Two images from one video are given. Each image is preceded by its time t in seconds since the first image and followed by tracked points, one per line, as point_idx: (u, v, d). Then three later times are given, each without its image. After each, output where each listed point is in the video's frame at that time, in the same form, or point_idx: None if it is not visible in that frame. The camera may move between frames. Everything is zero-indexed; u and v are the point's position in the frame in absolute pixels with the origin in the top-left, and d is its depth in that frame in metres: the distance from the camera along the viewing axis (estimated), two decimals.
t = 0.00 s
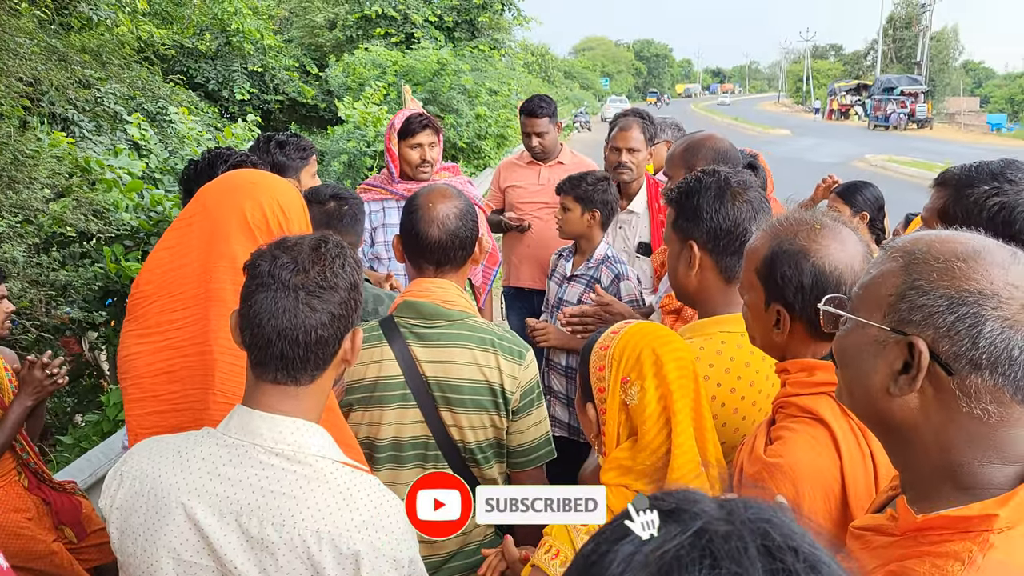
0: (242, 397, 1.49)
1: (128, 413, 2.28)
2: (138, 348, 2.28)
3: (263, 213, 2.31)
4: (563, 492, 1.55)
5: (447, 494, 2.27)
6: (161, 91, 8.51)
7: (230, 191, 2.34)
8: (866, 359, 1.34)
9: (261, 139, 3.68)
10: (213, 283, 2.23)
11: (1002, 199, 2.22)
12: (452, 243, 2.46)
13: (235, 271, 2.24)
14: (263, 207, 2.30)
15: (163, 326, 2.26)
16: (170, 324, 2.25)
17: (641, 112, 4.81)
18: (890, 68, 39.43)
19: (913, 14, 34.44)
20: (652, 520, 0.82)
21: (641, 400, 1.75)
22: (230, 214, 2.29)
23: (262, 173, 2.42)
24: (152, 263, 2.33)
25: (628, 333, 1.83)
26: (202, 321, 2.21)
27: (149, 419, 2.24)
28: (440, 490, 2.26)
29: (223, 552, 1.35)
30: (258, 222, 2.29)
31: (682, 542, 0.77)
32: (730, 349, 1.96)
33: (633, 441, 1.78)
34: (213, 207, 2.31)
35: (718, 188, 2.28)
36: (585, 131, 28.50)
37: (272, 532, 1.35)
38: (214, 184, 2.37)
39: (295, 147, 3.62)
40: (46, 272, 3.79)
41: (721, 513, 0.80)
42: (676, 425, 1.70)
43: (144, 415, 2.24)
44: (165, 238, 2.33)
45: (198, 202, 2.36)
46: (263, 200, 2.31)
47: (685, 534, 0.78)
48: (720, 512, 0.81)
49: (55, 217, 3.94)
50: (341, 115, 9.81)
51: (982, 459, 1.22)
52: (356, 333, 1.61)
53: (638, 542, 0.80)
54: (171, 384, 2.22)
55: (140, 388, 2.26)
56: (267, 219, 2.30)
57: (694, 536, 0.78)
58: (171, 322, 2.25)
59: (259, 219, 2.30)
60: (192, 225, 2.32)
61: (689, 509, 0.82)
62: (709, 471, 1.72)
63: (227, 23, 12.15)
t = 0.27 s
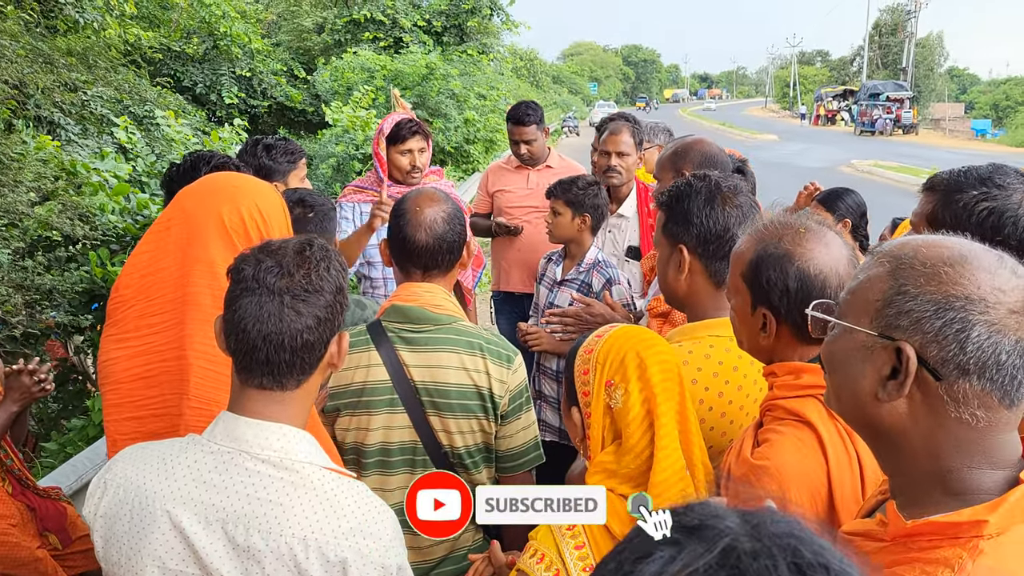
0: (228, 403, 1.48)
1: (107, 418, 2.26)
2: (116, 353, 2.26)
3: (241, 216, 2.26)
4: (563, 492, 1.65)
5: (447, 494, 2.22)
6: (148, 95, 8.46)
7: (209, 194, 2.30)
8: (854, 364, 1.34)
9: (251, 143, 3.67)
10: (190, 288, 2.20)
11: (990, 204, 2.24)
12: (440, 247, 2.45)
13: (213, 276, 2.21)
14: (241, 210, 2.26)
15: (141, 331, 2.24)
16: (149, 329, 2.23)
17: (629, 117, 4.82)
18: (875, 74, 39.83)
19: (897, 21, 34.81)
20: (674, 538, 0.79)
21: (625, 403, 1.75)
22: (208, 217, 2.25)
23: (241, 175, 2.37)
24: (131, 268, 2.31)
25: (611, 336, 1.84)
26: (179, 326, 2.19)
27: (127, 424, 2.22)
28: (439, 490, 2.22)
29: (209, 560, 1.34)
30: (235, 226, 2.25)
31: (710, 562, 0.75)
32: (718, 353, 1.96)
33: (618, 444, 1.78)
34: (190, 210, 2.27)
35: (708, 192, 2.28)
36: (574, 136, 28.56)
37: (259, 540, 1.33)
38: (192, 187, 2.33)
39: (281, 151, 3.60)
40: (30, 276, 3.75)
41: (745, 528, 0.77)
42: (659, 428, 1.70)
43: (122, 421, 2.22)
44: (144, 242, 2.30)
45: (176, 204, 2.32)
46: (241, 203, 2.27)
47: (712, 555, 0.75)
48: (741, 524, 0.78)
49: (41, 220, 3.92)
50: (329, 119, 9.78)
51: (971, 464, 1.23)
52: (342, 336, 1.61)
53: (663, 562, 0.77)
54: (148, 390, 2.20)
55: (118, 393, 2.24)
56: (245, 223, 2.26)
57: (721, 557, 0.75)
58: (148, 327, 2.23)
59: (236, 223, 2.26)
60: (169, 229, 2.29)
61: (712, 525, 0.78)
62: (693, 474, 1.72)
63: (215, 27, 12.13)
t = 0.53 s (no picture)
0: (226, 406, 1.47)
1: (98, 420, 2.25)
2: (107, 354, 2.26)
3: (233, 218, 2.26)
4: (562, 493, 1.75)
5: (447, 493, 2.31)
6: (142, 96, 8.44)
7: (201, 195, 2.30)
8: (849, 371, 1.36)
9: (247, 146, 3.67)
10: (182, 289, 2.20)
11: (985, 211, 2.27)
12: (437, 250, 2.45)
13: (204, 278, 2.21)
14: (235, 212, 2.26)
15: (133, 332, 2.24)
16: (141, 331, 2.23)
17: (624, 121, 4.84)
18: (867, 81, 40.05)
19: (889, 28, 35.03)
20: (716, 553, 0.76)
21: (626, 408, 1.75)
22: (200, 218, 2.25)
23: (236, 177, 2.37)
24: (124, 269, 2.31)
25: (616, 340, 1.85)
26: (169, 328, 2.19)
27: (117, 426, 2.22)
28: (439, 490, 2.30)
29: (208, 564, 1.34)
30: (228, 228, 2.25)
31: None
32: (714, 357, 1.97)
33: (616, 448, 1.79)
34: (183, 212, 2.27)
35: (706, 198, 2.30)
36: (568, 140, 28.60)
37: (258, 543, 1.33)
38: (187, 188, 2.33)
39: (275, 152, 3.60)
40: (23, 277, 3.73)
41: (786, 544, 0.76)
42: (659, 435, 1.70)
43: (112, 422, 2.22)
44: (137, 244, 2.30)
45: (168, 206, 2.32)
46: (234, 205, 2.26)
47: (758, 572, 0.73)
48: (776, 539, 0.77)
49: (34, 221, 3.90)
50: (323, 121, 9.78)
51: (966, 473, 1.24)
52: (340, 337, 1.61)
53: None
54: (138, 391, 2.20)
55: (109, 394, 2.23)
56: (238, 224, 2.26)
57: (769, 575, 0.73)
58: (140, 328, 2.23)
59: (229, 224, 2.26)
60: (163, 230, 2.29)
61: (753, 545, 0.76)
62: (691, 482, 1.71)
63: (209, 28, 12.13)
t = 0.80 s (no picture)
0: (223, 404, 1.47)
1: (89, 415, 2.24)
2: (99, 350, 2.25)
3: (226, 214, 2.25)
4: (563, 492, 1.75)
5: (447, 493, 2.29)
6: (137, 94, 8.40)
7: (194, 191, 2.29)
8: (843, 375, 1.37)
9: (242, 144, 3.67)
10: (174, 286, 2.19)
11: (981, 215, 2.29)
12: (434, 250, 2.46)
13: (196, 274, 2.20)
14: (228, 209, 2.25)
15: (125, 328, 2.23)
16: (133, 327, 2.22)
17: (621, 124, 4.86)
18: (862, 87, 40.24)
19: (885, 35, 35.21)
20: (752, 550, 0.77)
21: (627, 411, 1.75)
22: (193, 215, 2.24)
23: (230, 174, 2.36)
24: (117, 265, 2.30)
25: (621, 340, 1.85)
26: (161, 324, 2.18)
27: (108, 422, 2.21)
28: (439, 490, 2.28)
29: (203, 561, 1.34)
30: (221, 224, 2.24)
31: None
32: (711, 360, 1.98)
33: (616, 450, 1.79)
34: (176, 208, 2.26)
35: (704, 200, 2.31)
36: (564, 143, 28.63)
37: (254, 541, 1.33)
38: (180, 184, 2.32)
39: (270, 151, 3.60)
40: (17, 273, 3.70)
41: (822, 542, 0.77)
42: (662, 439, 1.70)
43: (103, 418, 2.21)
44: (130, 240, 2.30)
45: (161, 201, 2.32)
46: (227, 202, 2.25)
47: (798, 571, 0.74)
48: (808, 537, 0.78)
49: (27, 217, 3.88)
50: (319, 121, 9.75)
51: (959, 480, 1.25)
52: (336, 332, 1.61)
53: None
54: (130, 387, 2.19)
55: (100, 390, 2.23)
56: (231, 221, 2.25)
57: None
58: (132, 324, 2.22)
59: (222, 220, 2.25)
60: (156, 227, 2.28)
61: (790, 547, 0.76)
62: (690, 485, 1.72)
63: (205, 27, 12.13)
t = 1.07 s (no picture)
0: (221, 400, 1.47)
1: (86, 410, 2.24)
2: (97, 345, 2.25)
3: (227, 212, 2.26)
4: (562, 492, 1.77)
5: (447, 493, 2.32)
6: (137, 92, 8.39)
7: (195, 189, 2.30)
8: (839, 379, 1.37)
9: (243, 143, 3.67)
10: (173, 282, 2.20)
11: (980, 220, 2.30)
12: (433, 249, 2.46)
13: (195, 271, 2.21)
14: (228, 206, 2.26)
15: (124, 323, 2.23)
16: (131, 323, 2.22)
17: (621, 127, 4.87)
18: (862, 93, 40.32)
19: (885, 42, 35.29)
20: (777, 541, 0.77)
21: (625, 412, 1.76)
22: (193, 212, 2.25)
23: (230, 171, 2.37)
24: (117, 261, 2.31)
25: (617, 343, 1.85)
26: (159, 320, 2.18)
27: (104, 418, 2.21)
28: (439, 490, 2.31)
29: (202, 558, 1.34)
30: (221, 222, 2.25)
31: (828, 565, 0.74)
32: (709, 362, 1.99)
33: (612, 452, 1.79)
34: (176, 205, 2.27)
35: (703, 202, 2.31)
36: (563, 146, 28.67)
37: (253, 537, 1.34)
38: (180, 182, 2.33)
39: (275, 151, 3.63)
40: (15, 269, 3.70)
41: (843, 532, 0.78)
42: (658, 440, 1.71)
43: (100, 414, 2.21)
44: (131, 236, 2.31)
45: (161, 198, 2.32)
46: (227, 200, 2.26)
47: (826, 559, 0.75)
48: (826, 526, 0.79)
49: (27, 213, 3.88)
50: (319, 121, 9.75)
51: (955, 485, 1.25)
52: (334, 328, 1.61)
53: (773, 566, 0.75)
54: (127, 383, 2.19)
55: (97, 386, 2.22)
56: (231, 219, 2.26)
57: (838, 563, 0.74)
58: (130, 320, 2.23)
59: (222, 218, 2.26)
60: (156, 224, 2.29)
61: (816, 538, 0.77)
62: (688, 487, 1.72)
63: (206, 26, 12.12)
